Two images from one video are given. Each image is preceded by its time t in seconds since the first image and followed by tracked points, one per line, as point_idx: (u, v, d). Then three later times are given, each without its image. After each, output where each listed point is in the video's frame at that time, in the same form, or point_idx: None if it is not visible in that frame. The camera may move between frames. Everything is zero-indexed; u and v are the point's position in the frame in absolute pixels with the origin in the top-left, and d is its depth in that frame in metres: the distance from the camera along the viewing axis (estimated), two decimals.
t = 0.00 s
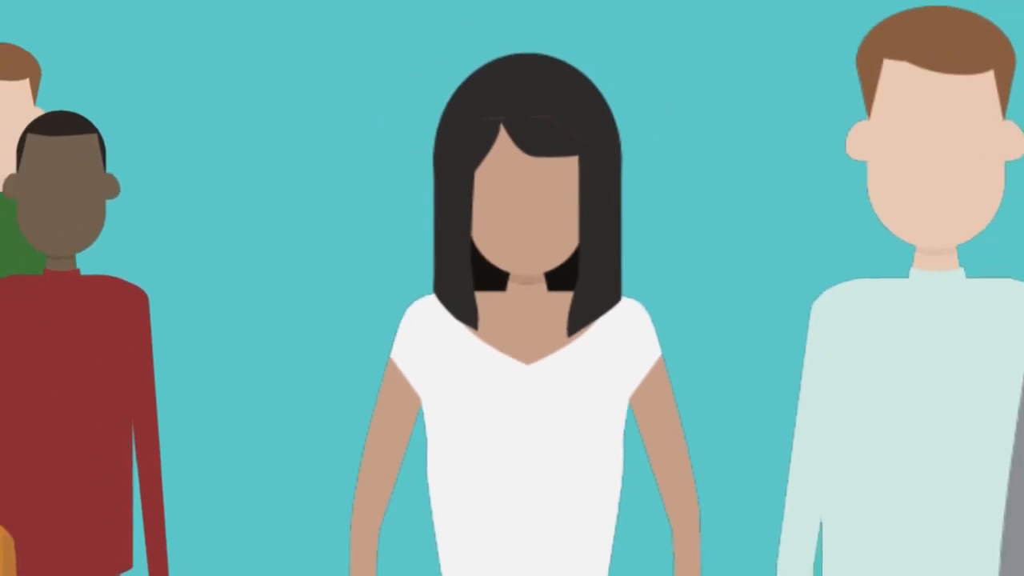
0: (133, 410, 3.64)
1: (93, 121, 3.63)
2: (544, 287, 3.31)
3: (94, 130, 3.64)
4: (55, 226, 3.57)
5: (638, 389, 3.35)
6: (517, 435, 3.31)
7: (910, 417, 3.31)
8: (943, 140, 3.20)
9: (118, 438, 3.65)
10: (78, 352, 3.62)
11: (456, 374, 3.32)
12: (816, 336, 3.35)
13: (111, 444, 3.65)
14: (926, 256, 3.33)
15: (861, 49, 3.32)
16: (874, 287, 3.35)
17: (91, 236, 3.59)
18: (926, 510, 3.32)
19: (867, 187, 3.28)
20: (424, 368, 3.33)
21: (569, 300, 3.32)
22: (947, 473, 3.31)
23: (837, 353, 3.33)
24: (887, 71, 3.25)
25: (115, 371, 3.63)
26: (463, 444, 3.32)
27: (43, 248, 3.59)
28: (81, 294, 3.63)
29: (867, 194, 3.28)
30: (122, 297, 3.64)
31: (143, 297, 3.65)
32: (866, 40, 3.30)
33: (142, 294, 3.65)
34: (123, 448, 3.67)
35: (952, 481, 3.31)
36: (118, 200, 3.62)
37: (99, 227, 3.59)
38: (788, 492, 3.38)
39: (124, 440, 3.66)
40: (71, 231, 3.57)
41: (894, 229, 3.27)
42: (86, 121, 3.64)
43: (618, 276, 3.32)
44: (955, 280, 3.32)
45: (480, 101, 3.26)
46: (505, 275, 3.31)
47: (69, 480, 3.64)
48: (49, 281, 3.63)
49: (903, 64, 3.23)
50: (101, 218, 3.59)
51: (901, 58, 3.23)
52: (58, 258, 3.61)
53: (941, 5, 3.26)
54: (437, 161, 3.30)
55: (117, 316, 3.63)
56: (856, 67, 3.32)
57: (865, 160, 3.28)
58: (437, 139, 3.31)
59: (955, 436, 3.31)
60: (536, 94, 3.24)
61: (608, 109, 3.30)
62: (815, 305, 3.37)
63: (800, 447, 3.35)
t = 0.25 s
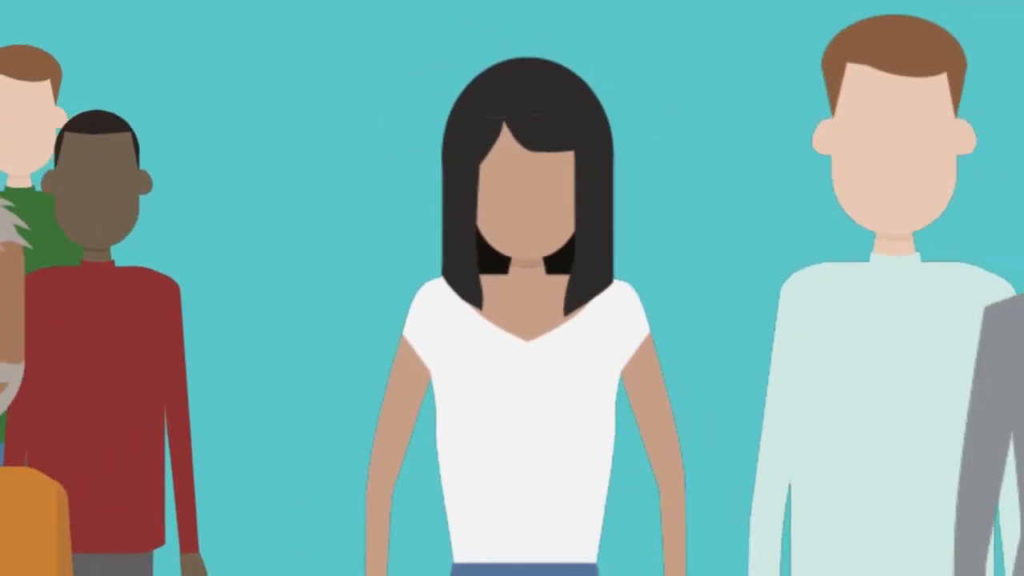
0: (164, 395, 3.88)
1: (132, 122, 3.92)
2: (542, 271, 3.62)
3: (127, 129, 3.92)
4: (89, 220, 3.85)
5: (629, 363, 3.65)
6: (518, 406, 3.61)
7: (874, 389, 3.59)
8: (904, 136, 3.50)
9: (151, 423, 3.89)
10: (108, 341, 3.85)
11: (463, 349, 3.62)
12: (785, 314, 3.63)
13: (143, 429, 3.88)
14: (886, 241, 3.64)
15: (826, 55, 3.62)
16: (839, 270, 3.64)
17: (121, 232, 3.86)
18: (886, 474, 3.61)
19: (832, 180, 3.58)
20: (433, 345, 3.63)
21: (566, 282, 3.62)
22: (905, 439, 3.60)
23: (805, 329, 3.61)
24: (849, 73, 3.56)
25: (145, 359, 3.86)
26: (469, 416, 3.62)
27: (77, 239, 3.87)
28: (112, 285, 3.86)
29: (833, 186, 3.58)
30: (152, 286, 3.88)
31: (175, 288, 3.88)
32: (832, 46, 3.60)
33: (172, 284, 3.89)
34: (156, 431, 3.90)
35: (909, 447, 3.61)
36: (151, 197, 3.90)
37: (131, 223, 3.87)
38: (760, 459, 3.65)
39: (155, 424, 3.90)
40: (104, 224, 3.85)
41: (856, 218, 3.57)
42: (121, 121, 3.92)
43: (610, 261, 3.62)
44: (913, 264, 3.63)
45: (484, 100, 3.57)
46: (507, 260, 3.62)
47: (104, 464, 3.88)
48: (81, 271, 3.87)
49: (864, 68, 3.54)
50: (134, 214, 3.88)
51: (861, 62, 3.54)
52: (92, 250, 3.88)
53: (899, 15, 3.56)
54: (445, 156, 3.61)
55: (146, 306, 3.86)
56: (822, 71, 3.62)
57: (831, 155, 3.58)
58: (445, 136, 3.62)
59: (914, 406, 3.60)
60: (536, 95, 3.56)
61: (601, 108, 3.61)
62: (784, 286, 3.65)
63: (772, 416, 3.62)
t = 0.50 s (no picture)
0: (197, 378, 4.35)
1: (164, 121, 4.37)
2: (541, 257, 3.96)
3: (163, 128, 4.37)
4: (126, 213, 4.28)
5: (621, 341, 3.98)
6: (519, 379, 3.94)
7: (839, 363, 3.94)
8: (870, 134, 3.83)
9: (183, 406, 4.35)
10: (146, 328, 4.33)
11: (469, 328, 3.95)
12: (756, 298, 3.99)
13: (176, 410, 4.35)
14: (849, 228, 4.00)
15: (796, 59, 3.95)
16: (805, 257, 3.99)
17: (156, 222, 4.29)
18: (851, 439, 3.96)
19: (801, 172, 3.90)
20: (441, 324, 3.96)
21: (562, 266, 3.96)
22: (867, 408, 3.96)
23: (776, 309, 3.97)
24: (816, 76, 3.88)
25: (179, 344, 4.33)
26: (473, 389, 3.95)
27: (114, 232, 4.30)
28: (150, 276, 4.34)
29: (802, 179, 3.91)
30: (185, 277, 4.36)
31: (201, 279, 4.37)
32: (801, 51, 3.93)
33: (203, 276, 4.38)
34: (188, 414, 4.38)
35: (871, 415, 3.96)
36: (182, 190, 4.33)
37: (164, 214, 4.30)
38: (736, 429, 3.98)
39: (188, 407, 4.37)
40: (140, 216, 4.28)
41: (823, 208, 3.90)
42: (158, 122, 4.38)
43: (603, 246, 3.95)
44: (875, 250, 3.99)
45: (488, 100, 3.89)
46: (508, 246, 3.97)
47: (142, 444, 4.34)
48: (123, 264, 4.36)
49: (831, 71, 3.86)
50: (167, 206, 4.30)
51: (828, 66, 3.87)
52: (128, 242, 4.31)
53: (864, 22, 3.89)
54: (452, 152, 3.94)
55: (181, 296, 4.35)
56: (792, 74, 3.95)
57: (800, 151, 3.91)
58: (452, 133, 3.95)
59: (876, 379, 3.95)
60: (536, 96, 3.88)
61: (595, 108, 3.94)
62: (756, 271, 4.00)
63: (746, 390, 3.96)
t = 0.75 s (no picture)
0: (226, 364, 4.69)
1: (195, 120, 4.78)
2: (541, 244, 4.31)
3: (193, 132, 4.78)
4: (161, 207, 4.70)
5: (614, 321, 4.32)
6: (521, 356, 4.27)
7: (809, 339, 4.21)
8: (838, 130, 4.18)
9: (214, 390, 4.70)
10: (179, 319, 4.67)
11: (474, 309, 4.29)
12: (732, 280, 4.24)
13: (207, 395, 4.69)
14: (820, 219, 4.27)
15: (768, 63, 4.30)
16: (778, 242, 4.26)
17: (190, 216, 4.71)
18: (820, 413, 4.23)
19: (775, 166, 4.24)
20: (449, 306, 4.30)
21: (560, 253, 4.31)
22: (836, 384, 4.22)
23: (753, 290, 4.22)
24: (786, 78, 4.23)
25: (209, 333, 4.68)
26: (479, 367, 4.29)
27: (149, 226, 4.71)
28: (182, 269, 4.69)
29: (776, 172, 4.24)
30: (215, 270, 4.71)
31: (232, 271, 4.71)
32: (773, 57, 4.28)
33: (232, 268, 4.72)
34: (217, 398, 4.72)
35: (840, 391, 4.22)
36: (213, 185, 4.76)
37: (196, 209, 4.73)
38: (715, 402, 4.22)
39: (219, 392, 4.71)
40: (174, 211, 4.70)
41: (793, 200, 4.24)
42: (188, 125, 4.78)
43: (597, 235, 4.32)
44: (843, 237, 4.27)
45: (492, 100, 4.26)
46: (511, 233, 4.31)
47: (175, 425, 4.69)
48: (157, 257, 4.72)
49: (802, 73, 4.21)
50: (199, 201, 4.73)
51: (798, 69, 4.21)
52: (161, 233, 4.73)
53: (830, 30, 4.24)
54: (459, 148, 4.30)
55: (211, 288, 4.69)
56: (766, 76, 4.30)
57: (774, 147, 4.25)
58: (459, 130, 4.31)
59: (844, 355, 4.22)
60: (536, 96, 4.25)
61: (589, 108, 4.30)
62: (733, 255, 4.27)
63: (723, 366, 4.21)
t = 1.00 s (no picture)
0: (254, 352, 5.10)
1: (223, 119, 5.15)
2: (540, 233, 4.66)
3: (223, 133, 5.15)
4: (192, 203, 5.07)
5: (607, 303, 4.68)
6: (522, 336, 4.63)
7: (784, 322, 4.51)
8: (815, 128, 4.53)
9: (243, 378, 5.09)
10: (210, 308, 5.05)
11: (479, 293, 4.64)
12: (714, 266, 4.56)
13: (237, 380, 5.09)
14: (793, 208, 4.61)
15: (745, 67, 4.65)
16: (757, 231, 4.58)
17: (218, 211, 5.09)
18: (795, 389, 4.52)
19: (752, 161, 4.59)
20: (456, 290, 4.65)
21: (557, 242, 4.66)
22: (811, 361, 4.52)
23: (731, 274, 4.53)
24: (762, 80, 4.58)
25: (239, 320, 5.07)
26: (483, 347, 4.64)
27: (179, 220, 5.08)
28: (212, 261, 5.07)
29: (753, 167, 4.60)
30: (242, 262, 5.09)
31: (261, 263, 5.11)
32: (750, 60, 4.63)
33: (259, 260, 5.11)
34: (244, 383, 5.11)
35: (814, 368, 4.52)
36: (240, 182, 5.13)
37: (224, 204, 5.10)
38: (696, 380, 4.55)
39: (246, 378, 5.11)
40: (204, 206, 5.07)
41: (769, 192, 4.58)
42: (220, 126, 5.15)
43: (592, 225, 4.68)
44: (817, 226, 4.60)
45: (496, 101, 4.61)
46: (512, 223, 4.66)
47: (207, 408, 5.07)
48: (188, 250, 5.08)
49: (778, 76, 4.56)
50: (226, 196, 5.10)
51: (774, 71, 4.57)
52: (190, 226, 5.09)
53: (801, 35, 4.61)
54: (465, 144, 4.65)
55: (240, 279, 5.08)
56: (743, 79, 4.65)
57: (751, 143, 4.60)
58: (464, 128, 4.66)
59: (818, 338, 4.53)
60: (536, 97, 4.61)
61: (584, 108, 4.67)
62: (715, 241, 4.59)
63: (704, 345, 4.54)
